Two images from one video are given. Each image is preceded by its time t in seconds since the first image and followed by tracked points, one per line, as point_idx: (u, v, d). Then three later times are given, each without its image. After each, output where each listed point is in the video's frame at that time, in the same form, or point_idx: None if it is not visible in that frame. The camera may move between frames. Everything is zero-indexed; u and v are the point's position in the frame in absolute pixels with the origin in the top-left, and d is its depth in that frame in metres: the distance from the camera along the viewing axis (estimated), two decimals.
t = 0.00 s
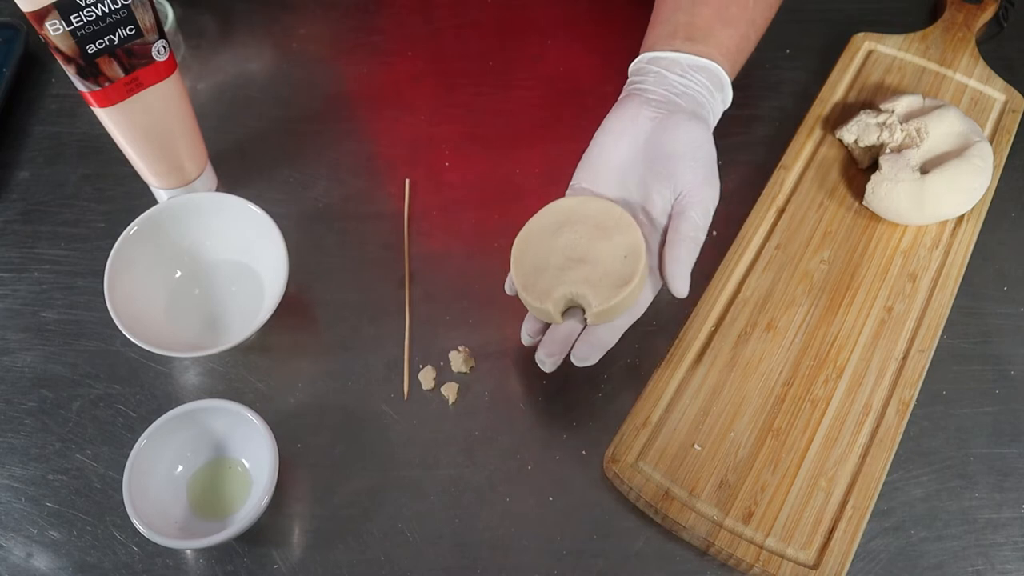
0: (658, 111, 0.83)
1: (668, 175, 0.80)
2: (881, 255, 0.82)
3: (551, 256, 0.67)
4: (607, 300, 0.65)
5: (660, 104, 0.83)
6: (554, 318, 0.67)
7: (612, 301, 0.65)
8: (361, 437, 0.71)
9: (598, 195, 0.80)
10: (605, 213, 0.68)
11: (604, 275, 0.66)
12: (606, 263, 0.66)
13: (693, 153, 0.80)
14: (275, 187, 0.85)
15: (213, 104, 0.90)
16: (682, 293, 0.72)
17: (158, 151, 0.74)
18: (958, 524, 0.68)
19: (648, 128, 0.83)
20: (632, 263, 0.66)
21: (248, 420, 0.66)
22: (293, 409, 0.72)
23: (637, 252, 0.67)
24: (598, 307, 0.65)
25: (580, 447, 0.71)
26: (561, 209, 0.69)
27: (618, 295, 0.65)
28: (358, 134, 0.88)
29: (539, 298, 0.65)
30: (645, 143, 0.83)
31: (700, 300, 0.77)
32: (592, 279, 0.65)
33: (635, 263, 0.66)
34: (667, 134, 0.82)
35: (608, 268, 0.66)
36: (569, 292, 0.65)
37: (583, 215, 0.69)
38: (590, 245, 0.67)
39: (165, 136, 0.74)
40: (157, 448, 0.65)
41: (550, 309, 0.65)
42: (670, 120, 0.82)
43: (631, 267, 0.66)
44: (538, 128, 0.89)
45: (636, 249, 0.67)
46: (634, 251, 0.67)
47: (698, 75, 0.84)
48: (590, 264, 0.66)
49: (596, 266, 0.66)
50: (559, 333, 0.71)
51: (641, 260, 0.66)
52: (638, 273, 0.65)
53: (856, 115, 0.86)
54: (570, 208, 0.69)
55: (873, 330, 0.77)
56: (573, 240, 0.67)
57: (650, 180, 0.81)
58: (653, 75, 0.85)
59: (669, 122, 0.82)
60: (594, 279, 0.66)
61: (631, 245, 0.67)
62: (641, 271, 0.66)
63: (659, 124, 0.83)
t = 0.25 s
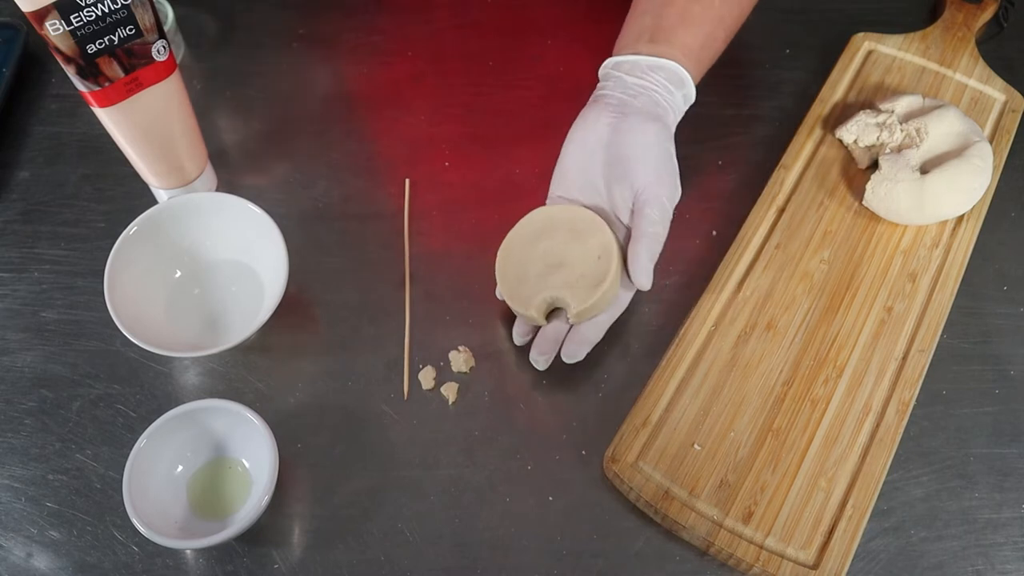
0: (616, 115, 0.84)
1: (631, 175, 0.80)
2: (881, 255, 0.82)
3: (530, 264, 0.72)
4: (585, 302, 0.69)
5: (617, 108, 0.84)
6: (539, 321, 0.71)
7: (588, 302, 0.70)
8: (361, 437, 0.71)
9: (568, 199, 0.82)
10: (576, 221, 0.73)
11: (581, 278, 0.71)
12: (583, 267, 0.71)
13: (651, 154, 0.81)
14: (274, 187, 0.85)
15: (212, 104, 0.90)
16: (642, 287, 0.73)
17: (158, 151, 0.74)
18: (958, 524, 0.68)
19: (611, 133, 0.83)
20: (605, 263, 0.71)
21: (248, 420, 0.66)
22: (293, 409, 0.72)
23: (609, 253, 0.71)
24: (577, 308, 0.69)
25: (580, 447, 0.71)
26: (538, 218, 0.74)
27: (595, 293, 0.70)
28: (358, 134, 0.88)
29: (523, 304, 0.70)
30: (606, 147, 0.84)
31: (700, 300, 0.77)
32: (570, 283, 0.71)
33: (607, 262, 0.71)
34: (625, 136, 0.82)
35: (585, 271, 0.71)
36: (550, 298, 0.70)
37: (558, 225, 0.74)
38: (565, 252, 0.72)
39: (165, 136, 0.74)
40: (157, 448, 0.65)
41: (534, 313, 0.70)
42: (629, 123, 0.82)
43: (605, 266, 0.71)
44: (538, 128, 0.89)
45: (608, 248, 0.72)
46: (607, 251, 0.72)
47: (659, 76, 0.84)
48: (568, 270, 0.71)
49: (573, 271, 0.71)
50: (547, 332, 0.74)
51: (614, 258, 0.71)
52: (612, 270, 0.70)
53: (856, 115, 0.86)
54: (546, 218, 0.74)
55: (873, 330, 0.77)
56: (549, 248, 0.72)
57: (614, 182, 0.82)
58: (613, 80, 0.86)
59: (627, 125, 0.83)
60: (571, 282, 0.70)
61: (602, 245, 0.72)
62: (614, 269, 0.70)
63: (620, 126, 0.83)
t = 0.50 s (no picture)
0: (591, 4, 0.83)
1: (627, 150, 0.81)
2: (881, 254, 0.82)
3: (487, 295, 0.74)
4: (535, 341, 0.72)
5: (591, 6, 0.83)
6: (483, 350, 0.74)
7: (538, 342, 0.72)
8: (361, 436, 0.71)
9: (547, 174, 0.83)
10: (538, 264, 0.76)
11: (533, 319, 0.73)
12: (535, 308, 0.74)
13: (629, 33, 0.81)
14: (275, 187, 0.85)
15: (213, 104, 0.90)
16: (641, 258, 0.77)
17: (159, 151, 0.75)
18: (958, 523, 0.68)
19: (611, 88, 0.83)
20: (557, 313, 0.74)
21: (248, 420, 0.66)
22: (293, 409, 0.72)
23: (563, 305, 0.74)
24: (525, 346, 0.72)
25: (580, 447, 0.71)
26: (501, 254, 0.76)
27: (546, 338, 0.72)
28: (358, 134, 0.88)
29: (475, 332, 0.72)
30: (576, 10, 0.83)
31: (700, 299, 0.77)
32: (522, 321, 0.73)
33: (559, 313, 0.74)
34: None
35: (538, 312, 0.73)
36: (503, 331, 0.72)
37: (519, 263, 0.76)
38: (521, 290, 0.74)
39: (165, 136, 0.74)
40: (157, 447, 0.65)
41: (484, 342, 0.72)
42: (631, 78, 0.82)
43: (557, 316, 0.73)
44: (539, 128, 0.89)
45: (561, 299, 0.74)
46: (560, 302, 0.74)
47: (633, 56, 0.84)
48: (520, 309, 0.73)
49: (526, 309, 0.73)
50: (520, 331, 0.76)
51: (566, 311, 0.74)
52: (562, 322, 0.73)
53: (856, 114, 0.87)
54: (510, 255, 0.76)
55: (873, 330, 0.77)
56: (507, 284, 0.75)
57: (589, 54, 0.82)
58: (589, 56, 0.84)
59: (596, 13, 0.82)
60: (523, 321, 0.73)
61: (558, 295, 0.74)
62: (565, 323, 0.73)
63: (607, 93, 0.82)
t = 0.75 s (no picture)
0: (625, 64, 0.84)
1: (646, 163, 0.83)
2: (881, 254, 0.82)
3: (487, 295, 0.74)
4: (535, 340, 0.72)
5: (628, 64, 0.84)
6: (483, 350, 0.74)
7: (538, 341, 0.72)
8: (361, 436, 0.71)
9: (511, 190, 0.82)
10: (537, 265, 0.76)
11: (533, 318, 0.73)
12: (535, 308, 0.74)
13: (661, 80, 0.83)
14: (275, 187, 0.85)
15: (213, 104, 0.90)
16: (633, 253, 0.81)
17: (159, 151, 0.75)
18: (958, 523, 0.68)
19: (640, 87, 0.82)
20: (557, 313, 0.74)
21: (248, 420, 0.66)
22: (293, 409, 0.72)
23: (562, 304, 0.74)
24: (525, 346, 0.72)
25: (579, 447, 0.71)
26: (501, 254, 0.76)
27: (546, 337, 0.72)
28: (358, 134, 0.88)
29: (475, 332, 0.72)
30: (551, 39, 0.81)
31: (700, 299, 0.77)
32: (522, 321, 0.73)
33: (558, 312, 0.74)
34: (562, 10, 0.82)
35: (538, 312, 0.74)
36: (503, 331, 0.72)
37: (519, 263, 0.76)
38: (521, 290, 0.74)
39: (165, 136, 0.74)
40: (157, 448, 0.66)
41: (485, 342, 0.72)
42: (655, 79, 0.82)
43: (556, 315, 0.74)
44: (540, 128, 0.89)
45: (561, 299, 0.74)
46: (560, 301, 0.74)
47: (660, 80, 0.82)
48: (520, 308, 0.74)
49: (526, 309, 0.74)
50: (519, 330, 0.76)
51: (566, 311, 0.74)
52: (562, 321, 0.73)
53: (856, 114, 0.87)
54: (509, 255, 0.76)
55: (873, 330, 0.77)
56: (507, 283, 0.75)
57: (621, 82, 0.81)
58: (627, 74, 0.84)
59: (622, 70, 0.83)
60: (523, 321, 0.73)
61: (558, 295, 0.75)
62: (565, 322, 0.73)
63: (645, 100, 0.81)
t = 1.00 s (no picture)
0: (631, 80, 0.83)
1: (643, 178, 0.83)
2: (881, 254, 0.82)
3: (486, 295, 0.74)
4: (534, 341, 0.72)
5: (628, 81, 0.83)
6: (483, 350, 0.74)
7: (537, 342, 0.72)
8: (361, 436, 0.71)
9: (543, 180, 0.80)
10: (537, 265, 0.76)
11: (532, 319, 0.73)
12: (534, 308, 0.74)
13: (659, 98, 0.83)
14: (275, 187, 0.85)
15: (213, 104, 0.90)
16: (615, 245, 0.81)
17: (159, 151, 0.75)
18: (958, 523, 0.68)
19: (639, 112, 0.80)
20: (556, 313, 0.74)
21: (247, 420, 0.66)
22: (293, 409, 0.72)
23: (561, 305, 0.74)
24: (524, 346, 0.72)
25: (580, 447, 0.70)
26: (501, 254, 0.76)
27: (545, 338, 0.72)
28: (358, 134, 0.88)
29: (475, 332, 0.72)
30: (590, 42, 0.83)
31: (700, 299, 0.77)
32: (522, 321, 0.73)
33: (558, 313, 0.74)
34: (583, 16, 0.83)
35: (537, 312, 0.73)
36: (502, 331, 0.72)
37: (518, 263, 0.75)
38: (520, 290, 0.74)
39: (165, 136, 0.74)
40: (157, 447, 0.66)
41: (485, 342, 0.72)
42: (651, 103, 0.82)
43: (556, 316, 0.74)
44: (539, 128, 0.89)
45: (560, 299, 0.74)
46: (560, 302, 0.74)
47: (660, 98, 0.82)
48: (519, 309, 0.74)
49: (526, 310, 0.73)
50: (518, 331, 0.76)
51: (566, 311, 0.74)
52: (562, 321, 0.73)
53: (856, 115, 0.87)
54: (508, 256, 0.76)
55: (873, 330, 0.77)
56: (507, 284, 0.75)
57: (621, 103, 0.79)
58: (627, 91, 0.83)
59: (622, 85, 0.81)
60: (523, 322, 0.73)
61: (558, 295, 0.74)
62: (564, 322, 0.73)
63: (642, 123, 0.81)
